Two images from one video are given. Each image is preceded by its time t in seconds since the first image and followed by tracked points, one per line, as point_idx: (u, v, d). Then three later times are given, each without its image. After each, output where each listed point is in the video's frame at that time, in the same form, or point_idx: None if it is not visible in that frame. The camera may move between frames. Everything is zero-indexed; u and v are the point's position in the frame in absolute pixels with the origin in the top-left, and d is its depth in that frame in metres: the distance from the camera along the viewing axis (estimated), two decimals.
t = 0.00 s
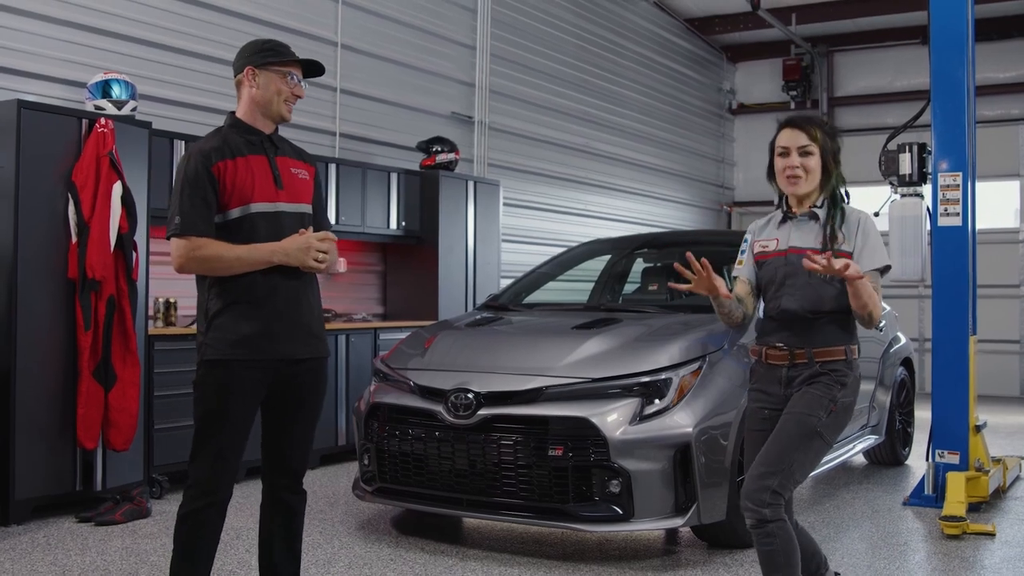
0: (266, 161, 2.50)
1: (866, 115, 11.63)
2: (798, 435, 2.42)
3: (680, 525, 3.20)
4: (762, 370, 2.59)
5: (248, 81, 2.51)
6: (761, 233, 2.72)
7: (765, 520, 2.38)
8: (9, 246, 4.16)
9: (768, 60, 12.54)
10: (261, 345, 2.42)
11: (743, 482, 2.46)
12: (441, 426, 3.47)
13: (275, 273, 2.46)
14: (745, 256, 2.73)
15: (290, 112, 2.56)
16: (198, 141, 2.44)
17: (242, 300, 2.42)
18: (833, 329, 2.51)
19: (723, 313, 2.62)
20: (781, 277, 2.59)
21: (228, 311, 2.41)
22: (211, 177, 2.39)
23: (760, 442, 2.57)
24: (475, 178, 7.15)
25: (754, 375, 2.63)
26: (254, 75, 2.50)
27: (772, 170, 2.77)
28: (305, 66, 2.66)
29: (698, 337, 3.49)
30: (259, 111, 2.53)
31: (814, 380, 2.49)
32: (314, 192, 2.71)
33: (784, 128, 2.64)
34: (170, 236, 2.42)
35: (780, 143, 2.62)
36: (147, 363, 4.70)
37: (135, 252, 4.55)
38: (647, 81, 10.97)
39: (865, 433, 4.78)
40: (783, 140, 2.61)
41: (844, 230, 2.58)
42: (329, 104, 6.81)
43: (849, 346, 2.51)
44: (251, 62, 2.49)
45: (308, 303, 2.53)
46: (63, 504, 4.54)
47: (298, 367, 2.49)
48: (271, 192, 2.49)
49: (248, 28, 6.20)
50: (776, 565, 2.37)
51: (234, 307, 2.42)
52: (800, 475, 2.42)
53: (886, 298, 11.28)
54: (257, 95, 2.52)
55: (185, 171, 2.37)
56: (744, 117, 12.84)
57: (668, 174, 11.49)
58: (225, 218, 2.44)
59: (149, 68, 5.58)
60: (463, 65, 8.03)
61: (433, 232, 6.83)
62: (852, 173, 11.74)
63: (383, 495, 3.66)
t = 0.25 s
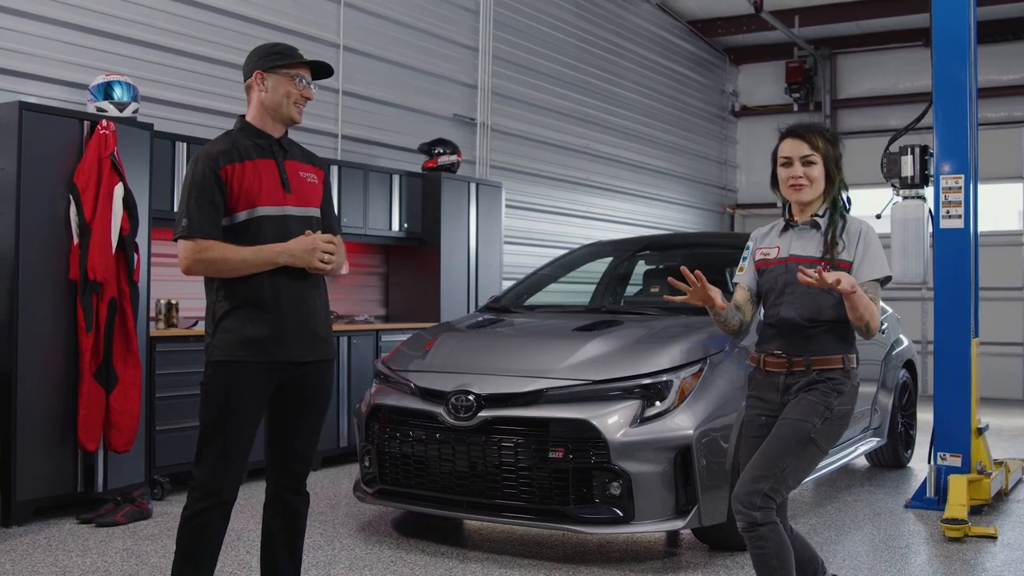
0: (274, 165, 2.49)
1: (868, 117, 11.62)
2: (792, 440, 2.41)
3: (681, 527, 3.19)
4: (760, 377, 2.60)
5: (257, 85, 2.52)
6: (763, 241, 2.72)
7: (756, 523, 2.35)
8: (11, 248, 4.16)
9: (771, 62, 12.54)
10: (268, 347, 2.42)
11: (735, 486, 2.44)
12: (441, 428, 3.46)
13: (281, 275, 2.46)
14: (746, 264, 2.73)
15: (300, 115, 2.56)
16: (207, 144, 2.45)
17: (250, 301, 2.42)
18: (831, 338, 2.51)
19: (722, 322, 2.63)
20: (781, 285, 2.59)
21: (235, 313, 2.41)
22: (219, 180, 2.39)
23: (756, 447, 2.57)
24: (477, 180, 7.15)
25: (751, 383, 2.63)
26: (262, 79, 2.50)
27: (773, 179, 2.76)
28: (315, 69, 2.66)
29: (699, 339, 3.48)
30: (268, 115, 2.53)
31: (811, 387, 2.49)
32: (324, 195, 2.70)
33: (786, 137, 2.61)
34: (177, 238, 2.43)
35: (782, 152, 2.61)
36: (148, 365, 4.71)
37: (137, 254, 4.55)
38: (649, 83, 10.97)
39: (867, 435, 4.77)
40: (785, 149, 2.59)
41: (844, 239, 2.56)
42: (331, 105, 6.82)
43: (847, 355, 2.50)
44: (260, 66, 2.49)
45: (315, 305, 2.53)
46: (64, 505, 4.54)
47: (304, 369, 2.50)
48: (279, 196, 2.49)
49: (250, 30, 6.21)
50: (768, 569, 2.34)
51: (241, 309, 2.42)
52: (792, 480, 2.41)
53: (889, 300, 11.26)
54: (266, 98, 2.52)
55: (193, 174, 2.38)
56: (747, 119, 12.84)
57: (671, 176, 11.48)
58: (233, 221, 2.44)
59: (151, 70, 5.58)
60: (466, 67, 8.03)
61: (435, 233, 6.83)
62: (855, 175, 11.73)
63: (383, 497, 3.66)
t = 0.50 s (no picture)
0: (280, 168, 2.50)
1: (870, 119, 11.62)
2: (792, 442, 2.41)
3: (681, 529, 3.19)
4: (760, 379, 2.59)
5: (265, 89, 2.52)
6: (763, 243, 2.72)
7: (756, 525, 2.36)
8: (12, 249, 4.17)
9: (773, 64, 12.53)
10: (272, 347, 2.42)
11: (735, 488, 2.44)
12: (442, 429, 3.46)
13: (285, 278, 2.46)
14: (747, 266, 2.73)
15: (307, 119, 2.56)
16: (213, 147, 2.45)
17: (255, 302, 2.43)
18: (830, 340, 2.50)
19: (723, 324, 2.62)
20: (781, 287, 2.59)
21: (240, 314, 2.42)
22: (224, 183, 2.40)
23: (755, 449, 2.56)
24: (478, 182, 7.15)
25: (751, 384, 2.62)
26: (271, 83, 2.50)
27: (774, 181, 2.76)
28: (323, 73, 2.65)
29: (700, 340, 3.48)
30: (276, 119, 2.54)
31: (811, 389, 2.48)
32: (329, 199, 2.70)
33: (788, 137, 2.62)
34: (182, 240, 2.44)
35: (783, 152, 2.61)
36: (149, 366, 4.71)
37: (138, 255, 4.55)
38: (651, 85, 10.97)
39: (869, 437, 4.77)
40: (786, 148, 2.60)
41: (844, 241, 2.56)
42: (333, 107, 6.82)
43: (847, 357, 2.50)
44: (269, 71, 2.49)
45: (319, 306, 2.53)
46: (65, 507, 4.54)
47: (308, 371, 2.49)
48: (285, 199, 2.49)
49: (252, 32, 6.22)
50: (768, 571, 2.34)
51: (246, 310, 2.43)
52: (791, 482, 2.41)
53: (891, 302, 11.25)
54: (274, 103, 2.52)
55: (199, 176, 2.38)
56: (750, 121, 12.83)
57: (673, 178, 11.48)
58: (237, 223, 2.44)
59: (153, 71, 5.59)
60: (468, 69, 8.04)
61: (436, 235, 6.83)
62: (857, 177, 11.72)
63: (384, 499, 3.66)
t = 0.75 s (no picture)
0: (284, 169, 2.50)
1: (872, 120, 11.62)
2: (791, 442, 2.41)
3: (681, 530, 3.19)
4: (758, 379, 2.59)
5: (270, 91, 2.52)
6: (761, 243, 2.71)
7: (755, 526, 2.35)
8: (12, 249, 4.17)
9: (775, 65, 12.53)
10: (272, 346, 2.42)
11: (734, 488, 2.44)
12: (442, 430, 3.46)
13: (287, 279, 2.46)
14: (745, 266, 2.74)
15: (312, 121, 2.57)
16: (217, 147, 2.45)
17: (255, 302, 2.43)
18: (829, 340, 2.50)
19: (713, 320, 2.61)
20: (778, 288, 2.59)
21: (240, 314, 2.42)
22: (228, 184, 2.40)
23: (754, 449, 2.56)
24: (479, 183, 7.15)
25: (749, 384, 2.62)
26: (276, 85, 2.51)
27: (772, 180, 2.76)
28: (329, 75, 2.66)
29: (701, 341, 3.48)
30: (281, 121, 2.55)
31: (809, 389, 2.48)
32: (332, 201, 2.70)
33: (786, 135, 2.63)
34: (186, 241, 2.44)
35: (782, 150, 2.62)
36: (149, 367, 4.71)
37: (138, 256, 4.55)
38: (653, 86, 10.97)
39: (870, 438, 4.76)
40: (785, 146, 2.60)
41: (842, 240, 2.54)
42: (334, 108, 6.82)
43: (844, 357, 2.50)
44: (274, 72, 2.50)
45: (321, 307, 2.53)
46: (66, 507, 4.54)
47: (308, 371, 2.49)
48: (288, 201, 2.49)
49: (253, 33, 6.22)
50: (768, 571, 2.34)
51: (247, 310, 2.43)
52: (790, 483, 2.41)
53: (893, 302, 11.24)
54: (279, 105, 2.53)
55: (203, 177, 2.39)
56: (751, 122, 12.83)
57: (675, 179, 11.48)
58: (241, 224, 2.44)
59: (153, 72, 5.60)
60: (469, 70, 8.04)
61: (437, 235, 6.83)
62: (859, 178, 11.71)
63: (384, 499, 3.66)
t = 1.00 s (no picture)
0: (281, 167, 2.49)
1: (870, 119, 11.62)
2: (784, 440, 2.41)
3: (679, 528, 3.19)
4: (753, 377, 2.59)
5: (268, 90, 2.51)
6: (758, 241, 2.71)
7: (749, 525, 2.36)
8: (10, 249, 4.17)
9: (774, 63, 12.53)
10: (268, 346, 2.42)
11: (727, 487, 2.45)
12: (439, 429, 3.46)
13: (283, 278, 2.46)
14: (744, 266, 2.74)
15: (310, 119, 2.56)
16: (215, 145, 2.45)
17: (251, 300, 2.42)
18: (824, 338, 2.50)
19: (722, 304, 2.59)
20: (774, 287, 2.58)
21: (237, 313, 2.42)
22: (225, 182, 2.40)
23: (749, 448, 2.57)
24: (478, 181, 7.15)
25: (745, 382, 2.62)
26: (274, 84, 2.50)
27: (768, 178, 2.76)
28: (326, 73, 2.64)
29: (698, 339, 3.49)
30: (279, 119, 2.53)
31: (803, 387, 2.48)
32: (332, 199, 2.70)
33: (780, 136, 2.62)
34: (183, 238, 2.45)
35: (777, 150, 2.61)
36: (147, 366, 4.71)
37: (136, 255, 4.55)
38: (651, 85, 10.96)
39: (868, 436, 4.76)
40: (780, 147, 2.60)
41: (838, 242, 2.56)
42: (332, 107, 6.82)
43: (839, 354, 2.50)
44: (271, 71, 2.49)
45: (318, 306, 2.52)
46: (64, 507, 4.54)
47: (304, 370, 2.49)
48: (285, 199, 2.49)
49: (251, 32, 6.22)
50: (763, 570, 2.35)
51: (243, 309, 2.43)
52: (784, 481, 2.41)
53: (891, 301, 11.25)
54: (277, 103, 2.52)
55: (200, 175, 2.39)
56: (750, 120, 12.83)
57: (674, 177, 11.48)
58: (237, 222, 2.45)
59: (152, 72, 5.60)
60: (467, 69, 8.04)
61: (435, 234, 6.83)
62: (857, 176, 11.72)
63: (381, 498, 3.66)
